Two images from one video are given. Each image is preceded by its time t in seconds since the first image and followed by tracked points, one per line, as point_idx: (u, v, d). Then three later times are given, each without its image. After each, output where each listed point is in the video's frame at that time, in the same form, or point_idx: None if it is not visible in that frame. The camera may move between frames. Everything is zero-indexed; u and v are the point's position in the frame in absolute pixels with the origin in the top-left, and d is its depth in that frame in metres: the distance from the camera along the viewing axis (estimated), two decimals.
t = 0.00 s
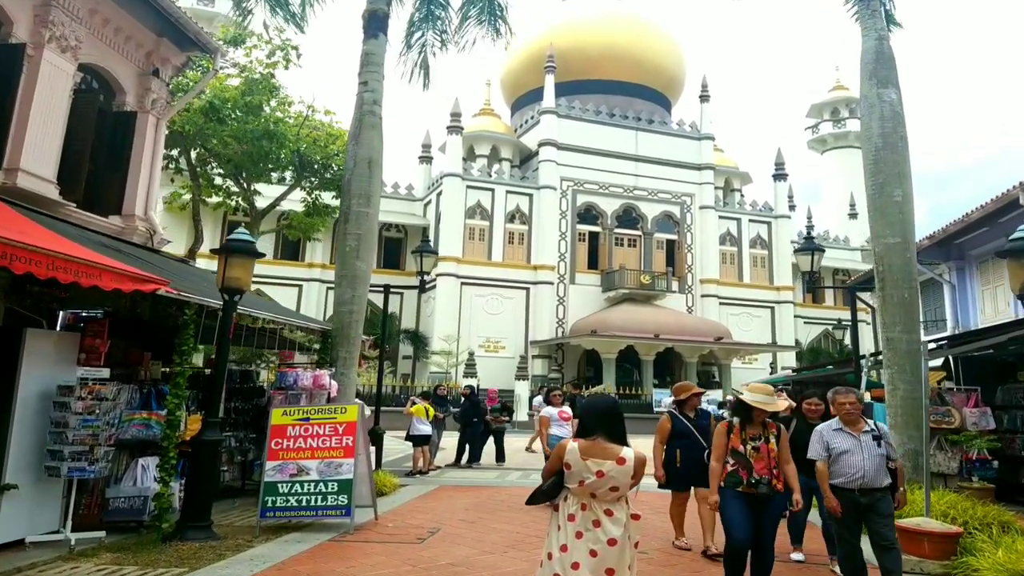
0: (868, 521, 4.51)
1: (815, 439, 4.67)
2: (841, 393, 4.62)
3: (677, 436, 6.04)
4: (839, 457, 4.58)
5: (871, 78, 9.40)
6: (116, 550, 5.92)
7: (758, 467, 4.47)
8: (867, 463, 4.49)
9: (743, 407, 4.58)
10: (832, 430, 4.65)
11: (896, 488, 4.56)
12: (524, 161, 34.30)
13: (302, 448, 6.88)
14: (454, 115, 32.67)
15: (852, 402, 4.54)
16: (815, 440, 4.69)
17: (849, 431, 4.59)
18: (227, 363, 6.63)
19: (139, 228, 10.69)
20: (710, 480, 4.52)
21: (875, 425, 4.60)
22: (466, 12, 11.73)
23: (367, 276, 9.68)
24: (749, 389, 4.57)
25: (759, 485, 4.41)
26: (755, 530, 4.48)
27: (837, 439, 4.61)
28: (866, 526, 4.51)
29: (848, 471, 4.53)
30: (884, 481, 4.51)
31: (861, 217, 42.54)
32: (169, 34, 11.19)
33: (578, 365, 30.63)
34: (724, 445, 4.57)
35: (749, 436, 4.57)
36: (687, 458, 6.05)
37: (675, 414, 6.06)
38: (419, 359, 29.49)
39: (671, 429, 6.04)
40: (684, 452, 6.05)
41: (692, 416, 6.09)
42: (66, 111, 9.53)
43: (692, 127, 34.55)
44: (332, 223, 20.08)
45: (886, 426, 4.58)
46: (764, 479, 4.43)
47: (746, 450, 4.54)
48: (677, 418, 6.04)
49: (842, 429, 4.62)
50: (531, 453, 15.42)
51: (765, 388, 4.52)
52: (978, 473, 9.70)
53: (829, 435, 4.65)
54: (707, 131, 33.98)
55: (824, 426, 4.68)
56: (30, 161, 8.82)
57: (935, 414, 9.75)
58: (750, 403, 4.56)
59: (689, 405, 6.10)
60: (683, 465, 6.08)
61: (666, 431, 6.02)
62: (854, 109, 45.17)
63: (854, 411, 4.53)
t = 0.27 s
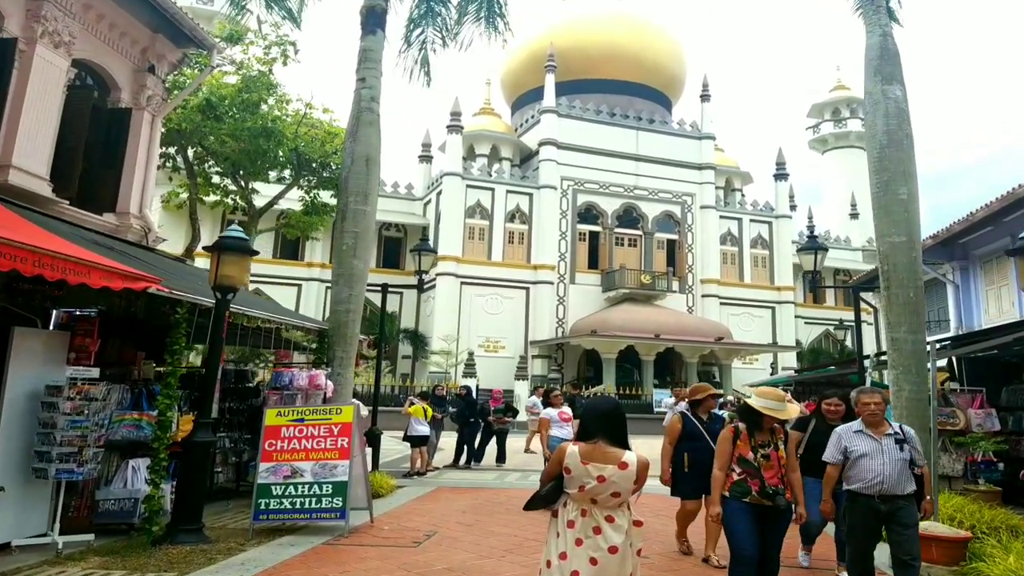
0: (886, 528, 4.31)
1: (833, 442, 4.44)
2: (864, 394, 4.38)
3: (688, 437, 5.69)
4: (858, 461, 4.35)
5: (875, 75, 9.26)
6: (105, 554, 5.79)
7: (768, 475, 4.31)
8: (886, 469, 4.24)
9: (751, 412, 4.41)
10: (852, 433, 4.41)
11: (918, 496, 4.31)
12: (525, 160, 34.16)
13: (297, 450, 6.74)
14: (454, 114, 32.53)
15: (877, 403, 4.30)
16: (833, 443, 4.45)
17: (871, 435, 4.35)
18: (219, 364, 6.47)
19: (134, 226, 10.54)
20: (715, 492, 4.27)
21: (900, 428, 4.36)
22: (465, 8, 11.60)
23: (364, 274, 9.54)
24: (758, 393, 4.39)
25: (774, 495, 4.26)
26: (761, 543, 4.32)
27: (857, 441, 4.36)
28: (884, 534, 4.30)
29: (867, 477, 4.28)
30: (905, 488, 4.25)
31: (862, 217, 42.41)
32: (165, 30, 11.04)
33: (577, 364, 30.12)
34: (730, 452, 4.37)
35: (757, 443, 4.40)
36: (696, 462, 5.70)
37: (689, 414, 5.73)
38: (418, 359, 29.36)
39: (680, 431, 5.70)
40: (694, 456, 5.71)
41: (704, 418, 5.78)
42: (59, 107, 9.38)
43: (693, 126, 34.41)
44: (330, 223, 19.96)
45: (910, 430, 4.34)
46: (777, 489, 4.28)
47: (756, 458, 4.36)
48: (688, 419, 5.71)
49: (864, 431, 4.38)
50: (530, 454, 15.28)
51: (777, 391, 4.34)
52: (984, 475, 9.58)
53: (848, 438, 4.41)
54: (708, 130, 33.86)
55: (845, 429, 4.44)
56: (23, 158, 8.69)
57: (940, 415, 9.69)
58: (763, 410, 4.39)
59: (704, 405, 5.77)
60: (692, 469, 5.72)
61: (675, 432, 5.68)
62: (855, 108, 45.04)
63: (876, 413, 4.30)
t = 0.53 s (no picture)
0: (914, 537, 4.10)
1: (857, 446, 4.25)
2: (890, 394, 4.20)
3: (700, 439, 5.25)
4: (884, 467, 4.16)
5: (883, 70, 9.09)
6: (92, 560, 5.60)
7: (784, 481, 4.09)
8: (914, 475, 4.07)
9: (763, 414, 4.17)
10: (878, 436, 4.22)
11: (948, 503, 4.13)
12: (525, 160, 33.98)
13: (291, 452, 6.56)
14: (453, 114, 32.34)
15: (905, 405, 4.12)
16: (857, 446, 4.28)
17: (898, 437, 4.16)
18: (210, 364, 6.27)
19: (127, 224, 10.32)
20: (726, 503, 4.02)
21: (929, 431, 4.17)
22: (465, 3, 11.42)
23: (361, 273, 9.35)
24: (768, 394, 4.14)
25: (792, 502, 4.05)
26: (776, 549, 4.12)
27: (883, 444, 4.18)
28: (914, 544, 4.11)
29: (894, 482, 4.10)
30: (934, 494, 4.08)
31: (863, 218, 42.25)
32: (160, 24, 10.84)
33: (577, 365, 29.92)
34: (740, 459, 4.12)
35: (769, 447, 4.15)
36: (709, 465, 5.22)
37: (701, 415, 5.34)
38: (417, 360, 29.16)
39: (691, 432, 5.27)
40: (705, 459, 5.23)
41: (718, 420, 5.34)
42: (51, 101, 9.18)
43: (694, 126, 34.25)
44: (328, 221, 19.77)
45: (940, 432, 4.14)
46: (794, 494, 4.07)
47: (771, 462, 4.12)
48: (700, 420, 5.29)
49: (891, 434, 4.20)
50: (530, 456, 15.09)
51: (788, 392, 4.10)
52: (992, 478, 9.41)
53: (874, 441, 4.22)
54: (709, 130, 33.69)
55: (870, 430, 4.25)
56: (12, 153, 8.49)
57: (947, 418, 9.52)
58: (777, 412, 4.15)
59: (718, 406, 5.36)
60: (703, 474, 5.23)
61: (685, 433, 5.26)
62: (856, 109, 44.89)
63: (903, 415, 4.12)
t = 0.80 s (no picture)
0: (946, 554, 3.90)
1: (880, 456, 4.05)
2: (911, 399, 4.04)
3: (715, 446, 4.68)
4: (912, 479, 3.96)
5: (894, 64, 8.90)
6: (82, 566, 5.41)
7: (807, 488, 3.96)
8: (946, 486, 3.86)
9: (788, 416, 4.02)
10: (901, 445, 4.03)
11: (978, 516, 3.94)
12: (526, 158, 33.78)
13: (288, 454, 6.37)
14: (454, 111, 32.13)
15: (927, 410, 3.95)
16: (879, 457, 4.07)
17: (923, 445, 3.98)
18: (204, 363, 6.07)
19: (123, 220, 10.12)
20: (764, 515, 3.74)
21: (954, 439, 4.01)
22: None
23: (361, 270, 9.16)
24: (794, 396, 3.99)
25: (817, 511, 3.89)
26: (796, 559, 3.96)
27: (908, 454, 3.99)
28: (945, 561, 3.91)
29: (924, 494, 3.89)
30: (966, 506, 3.88)
31: (865, 217, 42.06)
32: (157, 16, 10.62)
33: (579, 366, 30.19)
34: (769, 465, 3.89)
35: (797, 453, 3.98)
36: (727, 474, 4.65)
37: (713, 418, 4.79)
38: (417, 359, 28.96)
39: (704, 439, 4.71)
40: (723, 467, 4.66)
41: (732, 423, 4.82)
42: (45, 94, 8.98)
43: (696, 125, 34.06)
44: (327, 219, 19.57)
45: (966, 440, 3.97)
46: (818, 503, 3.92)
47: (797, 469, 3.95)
48: (712, 425, 4.74)
49: (915, 442, 4.00)
50: (530, 457, 14.90)
51: (815, 393, 3.96)
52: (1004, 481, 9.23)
53: (897, 451, 4.03)
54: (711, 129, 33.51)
55: (892, 440, 4.06)
56: (5, 146, 8.29)
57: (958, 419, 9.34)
58: (804, 415, 3.99)
59: (729, 408, 4.85)
60: (722, 483, 4.65)
61: (698, 440, 4.71)
62: (859, 108, 44.68)
63: (928, 421, 3.94)
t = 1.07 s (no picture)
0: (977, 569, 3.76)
1: (898, 463, 3.84)
2: (928, 401, 3.85)
3: (729, 452, 4.57)
4: (933, 486, 3.80)
5: (904, 62, 8.76)
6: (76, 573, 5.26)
7: (851, 506, 3.44)
8: (973, 494, 3.73)
9: (822, 426, 3.49)
10: (919, 450, 3.85)
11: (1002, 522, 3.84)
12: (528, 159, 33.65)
13: (287, 458, 6.23)
14: (456, 113, 32.01)
15: (944, 411, 3.77)
16: (897, 464, 3.86)
17: (946, 450, 3.81)
18: (202, 366, 5.93)
19: (121, 220, 9.97)
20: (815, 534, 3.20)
21: (974, 441, 3.86)
22: None
23: (363, 270, 9.03)
24: (827, 402, 3.51)
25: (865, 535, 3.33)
26: None
27: (929, 460, 3.80)
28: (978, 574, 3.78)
29: (948, 503, 3.76)
30: (991, 513, 3.76)
31: (867, 219, 41.93)
32: (156, 15, 10.47)
33: (580, 368, 30.09)
34: (804, 482, 3.40)
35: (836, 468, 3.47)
36: (742, 480, 4.52)
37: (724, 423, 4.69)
38: (417, 361, 28.82)
39: (716, 444, 4.59)
40: (738, 474, 4.53)
41: (744, 428, 4.72)
42: (42, 92, 8.82)
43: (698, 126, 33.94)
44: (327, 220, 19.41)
45: (988, 442, 3.83)
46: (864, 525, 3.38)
47: (838, 487, 3.43)
48: (725, 430, 4.63)
49: (935, 447, 3.83)
50: (533, 461, 14.76)
51: (848, 399, 3.49)
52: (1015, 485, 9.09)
53: (915, 457, 3.84)
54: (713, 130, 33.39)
55: (910, 445, 3.86)
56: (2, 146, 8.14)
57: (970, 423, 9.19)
58: (846, 425, 3.46)
59: (740, 412, 4.73)
60: (738, 490, 4.52)
61: (711, 445, 4.57)
62: (861, 109, 44.56)
63: (949, 425, 3.76)
